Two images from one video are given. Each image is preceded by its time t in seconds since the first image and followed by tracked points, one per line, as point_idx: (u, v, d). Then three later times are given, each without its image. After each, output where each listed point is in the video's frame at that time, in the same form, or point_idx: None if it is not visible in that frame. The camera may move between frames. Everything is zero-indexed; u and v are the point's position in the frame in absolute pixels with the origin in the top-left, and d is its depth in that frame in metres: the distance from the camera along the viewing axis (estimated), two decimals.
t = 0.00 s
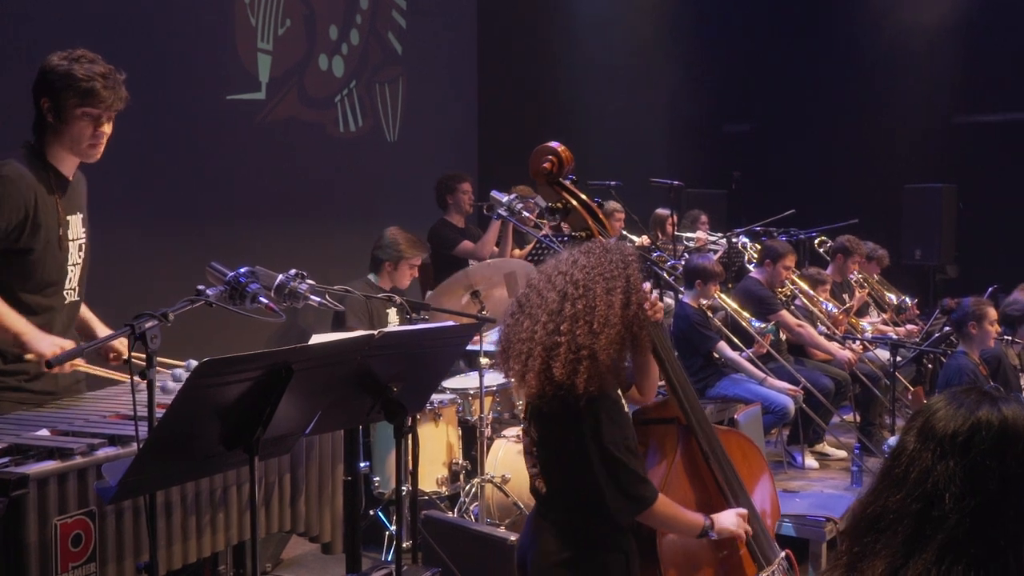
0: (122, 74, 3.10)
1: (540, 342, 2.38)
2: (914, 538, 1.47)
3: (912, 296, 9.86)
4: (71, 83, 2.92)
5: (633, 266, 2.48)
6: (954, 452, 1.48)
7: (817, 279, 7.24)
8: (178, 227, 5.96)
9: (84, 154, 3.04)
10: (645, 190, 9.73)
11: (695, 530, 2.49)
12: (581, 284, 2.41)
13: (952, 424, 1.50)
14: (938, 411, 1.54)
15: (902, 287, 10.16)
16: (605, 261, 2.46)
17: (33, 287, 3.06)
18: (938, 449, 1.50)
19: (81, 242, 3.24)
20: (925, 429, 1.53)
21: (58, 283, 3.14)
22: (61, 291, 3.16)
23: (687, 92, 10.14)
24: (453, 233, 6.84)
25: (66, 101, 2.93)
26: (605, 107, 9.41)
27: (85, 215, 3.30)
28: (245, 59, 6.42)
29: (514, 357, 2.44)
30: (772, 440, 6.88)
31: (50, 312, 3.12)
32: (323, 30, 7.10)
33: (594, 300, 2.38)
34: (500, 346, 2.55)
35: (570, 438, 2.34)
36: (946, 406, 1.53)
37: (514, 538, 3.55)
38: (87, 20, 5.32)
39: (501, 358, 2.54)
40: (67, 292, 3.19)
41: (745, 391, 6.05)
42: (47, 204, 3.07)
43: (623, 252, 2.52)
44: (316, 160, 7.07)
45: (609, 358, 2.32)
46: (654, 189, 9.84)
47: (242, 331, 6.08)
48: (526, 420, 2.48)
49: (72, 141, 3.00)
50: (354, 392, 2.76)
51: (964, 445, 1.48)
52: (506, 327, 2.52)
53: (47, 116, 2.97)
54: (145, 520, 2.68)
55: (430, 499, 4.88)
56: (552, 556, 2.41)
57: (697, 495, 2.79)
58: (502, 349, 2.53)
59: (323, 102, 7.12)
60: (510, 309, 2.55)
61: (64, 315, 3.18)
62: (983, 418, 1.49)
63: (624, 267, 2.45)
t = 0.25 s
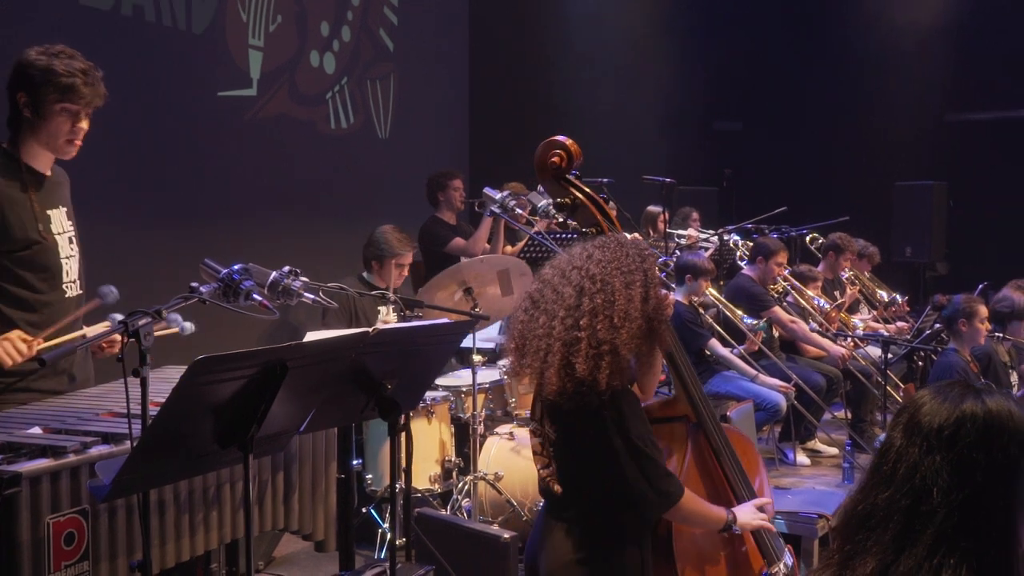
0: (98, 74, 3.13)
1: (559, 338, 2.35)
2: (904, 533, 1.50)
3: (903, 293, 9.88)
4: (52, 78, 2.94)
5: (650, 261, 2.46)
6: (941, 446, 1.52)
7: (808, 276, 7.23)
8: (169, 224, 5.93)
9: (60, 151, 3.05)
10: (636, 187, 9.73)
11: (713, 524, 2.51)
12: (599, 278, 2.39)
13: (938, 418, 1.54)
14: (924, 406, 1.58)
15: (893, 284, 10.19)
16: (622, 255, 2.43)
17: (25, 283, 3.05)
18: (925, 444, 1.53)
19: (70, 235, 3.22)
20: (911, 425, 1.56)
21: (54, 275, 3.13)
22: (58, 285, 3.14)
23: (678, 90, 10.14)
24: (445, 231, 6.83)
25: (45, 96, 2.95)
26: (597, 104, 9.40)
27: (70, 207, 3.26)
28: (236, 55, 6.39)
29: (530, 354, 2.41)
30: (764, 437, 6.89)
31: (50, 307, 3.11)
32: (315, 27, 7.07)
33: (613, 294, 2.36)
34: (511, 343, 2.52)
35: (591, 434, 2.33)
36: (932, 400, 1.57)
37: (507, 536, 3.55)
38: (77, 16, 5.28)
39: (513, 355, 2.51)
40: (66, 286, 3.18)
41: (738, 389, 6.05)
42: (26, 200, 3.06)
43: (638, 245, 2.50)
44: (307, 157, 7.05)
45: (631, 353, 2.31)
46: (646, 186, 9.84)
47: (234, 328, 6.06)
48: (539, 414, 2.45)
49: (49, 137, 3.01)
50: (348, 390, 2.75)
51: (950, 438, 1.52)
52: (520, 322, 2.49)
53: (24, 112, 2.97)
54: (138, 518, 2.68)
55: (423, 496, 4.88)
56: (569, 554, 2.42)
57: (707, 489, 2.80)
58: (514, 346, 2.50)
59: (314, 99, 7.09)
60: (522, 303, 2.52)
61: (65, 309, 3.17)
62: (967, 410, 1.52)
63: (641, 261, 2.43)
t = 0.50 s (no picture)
0: (66, 45, 3.08)
1: (577, 349, 2.35)
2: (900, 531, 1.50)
3: (891, 292, 9.91)
4: (15, 57, 2.90)
5: (660, 267, 2.48)
6: (935, 444, 1.52)
7: (797, 275, 7.27)
8: (156, 222, 5.90)
9: (42, 131, 3.01)
10: (625, 186, 9.73)
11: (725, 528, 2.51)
12: (613, 286, 2.40)
13: (933, 417, 1.54)
14: (916, 405, 1.57)
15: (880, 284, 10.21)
16: (634, 262, 2.44)
17: (10, 273, 3.04)
18: (919, 442, 1.53)
19: (58, 221, 3.21)
20: (904, 423, 1.56)
21: (39, 263, 3.12)
22: (45, 272, 3.14)
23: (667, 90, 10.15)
24: (434, 230, 6.81)
25: (13, 77, 2.91)
26: (586, 103, 9.40)
27: (62, 193, 3.26)
28: (224, 53, 6.36)
29: (546, 365, 2.39)
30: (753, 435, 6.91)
31: (33, 295, 3.10)
32: (303, 24, 7.04)
33: (629, 302, 2.37)
34: (519, 351, 2.51)
35: (609, 445, 2.33)
36: (925, 399, 1.57)
37: (499, 535, 3.54)
38: (64, 12, 5.25)
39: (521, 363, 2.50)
40: (52, 273, 3.17)
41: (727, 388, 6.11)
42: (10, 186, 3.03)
43: (648, 251, 2.51)
44: (295, 155, 7.03)
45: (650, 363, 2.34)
46: (635, 185, 9.84)
47: (222, 327, 6.03)
48: (548, 422, 2.45)
49: (25, 119, 2.96)
50: (340, 389, 2.74)
51: (944, 436, 1.52)
52: (530, 331, 2.48)
53: None
54: (128, 518, 2.67)
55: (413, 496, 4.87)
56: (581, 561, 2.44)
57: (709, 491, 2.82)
58: (525, 354, 2.48)
59: (302, 97, 7.07)
60: (530, 312, 2.51)
61: (49, 297, 3.15)
62: (962, 408, 1.52)
63: (653, 268, 2.44)
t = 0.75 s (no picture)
0: (72, 51, 3.06)
1: (568, 343, 2.35)
2: (895, 538, 1.50)
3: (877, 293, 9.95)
4: (17, 61, 2.87)
5: (651, 264, 2.49)
6: (927, 449, 1.52)
7: (784, 275, 7.26)
8: (143, 223, 5.87)
9: (43, 134, 2.97)
10: (613, 187, 9.74)
11: (703, 527, 2.53)
12: (604, 282, 2.40)
13: (926, 420, 1.53)
14: (909, 406, 1.57)
15: (867, 285, 10.25)
16: (625, 259, 2.45)
17: None
18: (912, 448, 1.53)
19: (46, 229, 3.19)
20: (897, 427, 1.56)
21: (17, 270, 3.09)
22: (22, 278, 3.11)
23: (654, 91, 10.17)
24: (422, 231, 6.80)
25: (14, 81, 2.88)
26: (574, 104, 9.40)
27: (54, 201, 3.24)
28: (212, 52, 6.33)
29: (537, 359, 2.39)
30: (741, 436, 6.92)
31: (9, 303, 3.08)
32: (291, 24, 7.02)
33: (620, 298, 2.37)
34: (510, 347, 2.51)
35: (599, 440, 2.35)
36: (919, 400, 1.57)
37: (489, 536, 3.52)
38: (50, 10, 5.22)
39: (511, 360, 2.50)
40: (32, 281, 3.14)
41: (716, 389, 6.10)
42: None
43: (638, 250, 2.52)
44: (283, 155, 7.00)
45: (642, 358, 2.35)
46: (623, 185, 9.84)
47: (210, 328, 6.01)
48: (538, 421, 2.46)
49: (27, 122, 2.93)
50: (330, 390, 2.73)
51: (936, 441, 1.51)
52: (521, 327, 2.48)
53: None
54: (117, 520, 2.65)
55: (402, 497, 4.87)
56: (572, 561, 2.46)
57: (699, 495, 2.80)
58: (516, 350, 2.48)
59: (290, 97, 7.04)
60: (520, 308, 2.51)
61: (25, 304, 3.12)
62: (953, 410, 1.52)
63: (644, 266, 2.45)
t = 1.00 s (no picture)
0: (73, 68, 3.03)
1: (534, 335, 2.34)
2: (890, 535, 1.50)
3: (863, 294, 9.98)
4: (21, 76, 2.84)
5: (624, 261, 2.48)
6: (923, 448, 1.52)
7: (771, 275, 7.27)
8: (128, 224, 5.83)
9: (31, 147, 2.95)
10: (600, 188, 9.74)
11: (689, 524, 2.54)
12: (574, 277, 2.39)
13: (922, 419, 1.54)
14: (905, 406, 1.57)
15: (852, 286, 10.29)
16: (597, 256, 2.45)
17: None
18: (908, 446, 1.53)
19: (27, 240, 3.17)
20: (894, 426, 1.56)
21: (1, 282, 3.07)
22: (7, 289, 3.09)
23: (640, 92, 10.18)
24: (409, 232, 6.78)
25: (14, 94, 2.85)
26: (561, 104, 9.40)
27: (37, 214, 3.23)
28: (198, 52, 6.30)
29: (503, 351, 2.38)
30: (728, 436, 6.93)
31: None
32: (278, 24, 6.99)
33: (588, 293, 2.37)
34: (478, 339, 2.50)
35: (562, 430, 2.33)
36: (915, 400, 1.57)
37: (479, 537, 3.51)
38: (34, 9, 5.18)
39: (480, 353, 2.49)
40: (15, 292, 3.12)
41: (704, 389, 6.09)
42: None
43: (612, 248, 2.51)
44: (269, 156, 6.98)
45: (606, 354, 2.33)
46: (609, 186, 9.85)
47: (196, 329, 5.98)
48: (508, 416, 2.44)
49: (18, 136, 2.91)
50: (320, 391, 2.71)
51: (932, 440, 1.51)
52: (492, 319, 2.47)
53: None
54: (105, 522, 2.63)
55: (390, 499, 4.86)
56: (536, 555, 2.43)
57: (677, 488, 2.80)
58: (483, 341, 2.48)
59: (276, 97, 7.02)
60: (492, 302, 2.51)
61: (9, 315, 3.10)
62: (949, 411, 1.52)
63: (615, 263, 2.44)
